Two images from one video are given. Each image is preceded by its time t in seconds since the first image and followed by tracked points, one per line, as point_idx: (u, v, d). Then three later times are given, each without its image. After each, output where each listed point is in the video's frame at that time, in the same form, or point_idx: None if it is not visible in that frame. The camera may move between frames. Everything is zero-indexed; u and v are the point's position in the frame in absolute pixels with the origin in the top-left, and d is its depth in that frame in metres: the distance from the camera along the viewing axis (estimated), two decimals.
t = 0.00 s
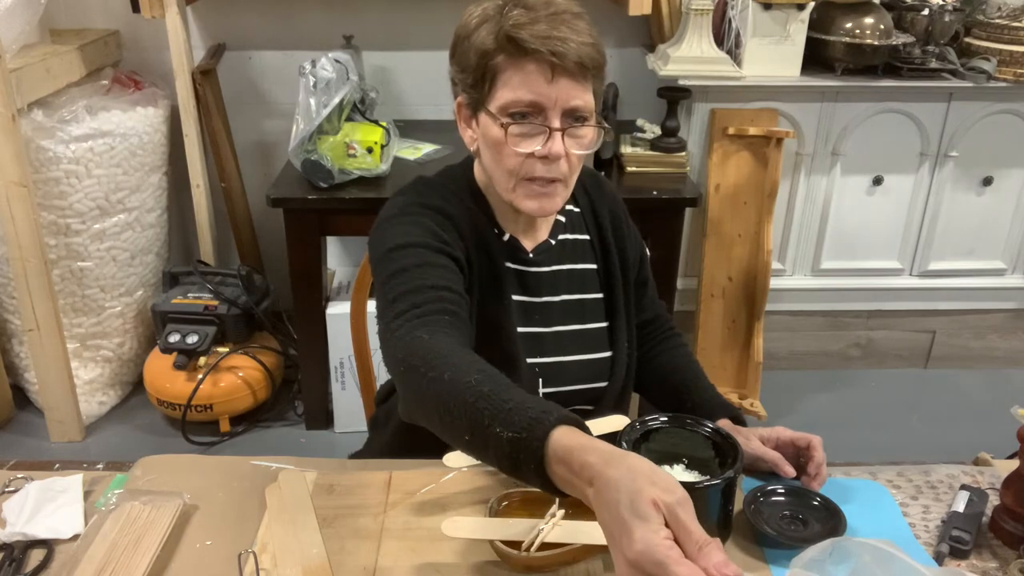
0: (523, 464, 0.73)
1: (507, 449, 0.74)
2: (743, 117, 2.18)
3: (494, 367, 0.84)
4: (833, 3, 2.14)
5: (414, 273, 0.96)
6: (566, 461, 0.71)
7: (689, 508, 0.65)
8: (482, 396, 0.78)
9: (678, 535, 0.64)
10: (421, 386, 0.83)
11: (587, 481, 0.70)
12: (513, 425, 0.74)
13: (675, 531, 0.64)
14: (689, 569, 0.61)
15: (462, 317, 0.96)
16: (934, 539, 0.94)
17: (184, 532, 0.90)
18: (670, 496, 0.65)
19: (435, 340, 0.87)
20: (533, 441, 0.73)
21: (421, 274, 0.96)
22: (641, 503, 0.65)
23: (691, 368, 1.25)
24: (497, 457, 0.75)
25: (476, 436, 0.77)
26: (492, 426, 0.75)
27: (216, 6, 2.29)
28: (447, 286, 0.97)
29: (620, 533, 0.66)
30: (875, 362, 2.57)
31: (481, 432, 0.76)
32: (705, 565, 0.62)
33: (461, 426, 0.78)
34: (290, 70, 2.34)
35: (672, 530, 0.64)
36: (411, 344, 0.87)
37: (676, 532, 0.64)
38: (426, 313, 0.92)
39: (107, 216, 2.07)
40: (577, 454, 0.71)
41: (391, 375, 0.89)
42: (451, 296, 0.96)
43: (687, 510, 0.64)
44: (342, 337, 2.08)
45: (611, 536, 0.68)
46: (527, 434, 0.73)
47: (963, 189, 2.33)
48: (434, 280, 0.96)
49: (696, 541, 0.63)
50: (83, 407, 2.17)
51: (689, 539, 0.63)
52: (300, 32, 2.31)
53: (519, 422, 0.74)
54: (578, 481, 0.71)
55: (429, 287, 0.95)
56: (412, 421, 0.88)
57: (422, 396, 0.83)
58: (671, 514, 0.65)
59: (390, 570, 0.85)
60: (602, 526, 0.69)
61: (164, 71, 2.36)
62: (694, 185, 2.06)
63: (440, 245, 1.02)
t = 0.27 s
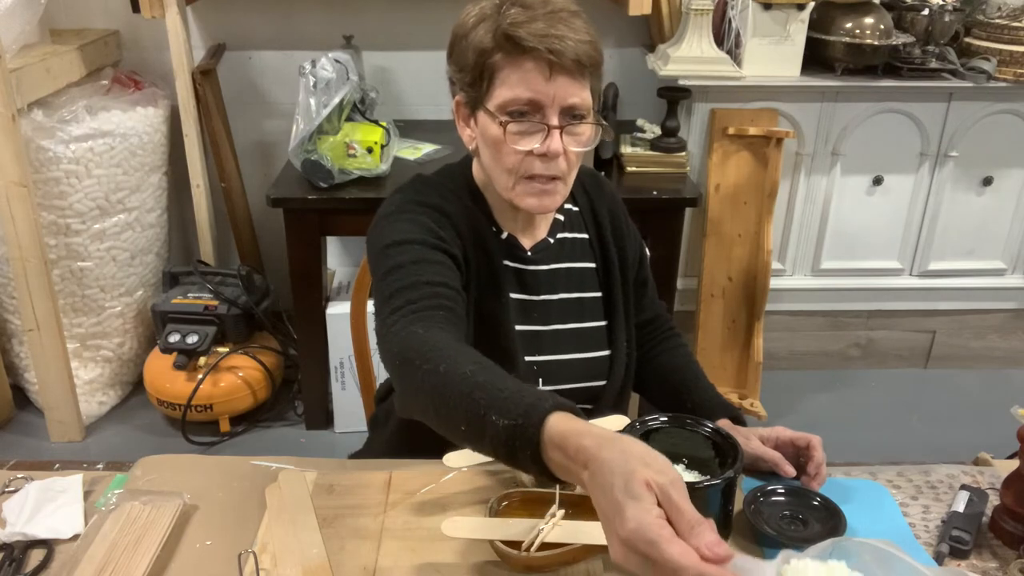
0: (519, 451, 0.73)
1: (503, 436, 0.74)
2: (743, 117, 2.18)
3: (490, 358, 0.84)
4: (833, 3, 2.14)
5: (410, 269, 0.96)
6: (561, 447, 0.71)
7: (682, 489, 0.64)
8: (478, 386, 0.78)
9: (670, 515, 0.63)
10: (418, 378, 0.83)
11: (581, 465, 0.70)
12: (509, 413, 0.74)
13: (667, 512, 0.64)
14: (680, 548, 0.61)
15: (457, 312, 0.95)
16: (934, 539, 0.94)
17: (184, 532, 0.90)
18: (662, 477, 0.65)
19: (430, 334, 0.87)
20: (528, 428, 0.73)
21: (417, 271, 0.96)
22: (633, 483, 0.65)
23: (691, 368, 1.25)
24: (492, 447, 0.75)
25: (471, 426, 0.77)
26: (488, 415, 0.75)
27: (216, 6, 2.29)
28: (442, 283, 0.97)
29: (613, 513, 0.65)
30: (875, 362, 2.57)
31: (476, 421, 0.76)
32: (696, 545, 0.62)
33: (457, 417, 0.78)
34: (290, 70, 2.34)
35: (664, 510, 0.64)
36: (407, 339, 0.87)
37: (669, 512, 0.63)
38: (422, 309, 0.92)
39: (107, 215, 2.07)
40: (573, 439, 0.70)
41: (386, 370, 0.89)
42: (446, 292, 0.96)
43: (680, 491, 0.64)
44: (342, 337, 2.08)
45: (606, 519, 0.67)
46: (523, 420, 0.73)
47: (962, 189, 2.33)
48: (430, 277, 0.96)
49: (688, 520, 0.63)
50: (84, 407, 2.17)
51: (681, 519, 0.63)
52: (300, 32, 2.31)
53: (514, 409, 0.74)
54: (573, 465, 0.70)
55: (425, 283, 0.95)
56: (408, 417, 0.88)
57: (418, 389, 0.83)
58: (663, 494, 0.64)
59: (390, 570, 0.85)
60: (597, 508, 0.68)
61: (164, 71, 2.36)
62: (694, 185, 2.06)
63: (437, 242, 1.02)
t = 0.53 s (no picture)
0: (508, 429, 0.73)
1: (492, 416, 0.74)
2: (743, 117, 2.18)
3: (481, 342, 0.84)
4: (833, 3, 2.14)
5: (406, 261, 0.96)
6: (550, 421, 0.71)
7: (665, 458, 0.64)
8: (468, 368, 0.78)
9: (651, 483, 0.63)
10: (411, 361, 0.83)
11: (567, 439, 0.69)
12: (498, 392, 0.74)
13: (649, 480, 0.64)
14: (658, 517, 0.61)
15: (452, 302, 0.95)
16: (934, 539, 0.94)
17: (184, 532, 0.90)
18: (644, 446, 0.65)
19: (423, 321, 0.87)
20: (516, 405, 0.73)
21: (413, 262, 0.97)
22: (615, 451, 0.65)
23: (690, 367, 1.25)
24: (483, 426, 0.75)
25: (462, 408, 0.77)
26: (478, 394, 0.76)
27: (216, 6, 2.29)
28: (438, 274, 0.97)
29: (594, 481, 0.66)
30: (875, 362, 2.57)
31: (466, 400, 0.76)
32: (677, 513, 0.62)
33: (448, 398, 0.78)
34: (290, 70, 2.34)
35: (646, 478, 0.64)
36: (399, 326, 0.87)
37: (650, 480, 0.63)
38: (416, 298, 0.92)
39: (107, 215, 2.07)
40: (560, 413, 0.70)
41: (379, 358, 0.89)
42: (441, 283, 0.96)
43: (662, 459, 0.64)
44: (342, 337, 2.08)
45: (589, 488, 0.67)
46: (512, 398, 0.73)
47: (962, 189, 2.33)
48: (426, 268, 0.97)
49: (669, 488, 0.63)
50: (83, 407, 2.17)
51: (662, 487, 0.63)
52: (300, 33, 2.31)
53: (503, 388, 0.74)
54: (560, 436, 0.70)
55: (420, 274, 0.95)
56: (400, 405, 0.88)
57: (411, 374, 0.82)
58: (645, 463, 0.64)
59: (390, 570, 0.85)
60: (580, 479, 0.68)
61: (164, 71, 2.36)
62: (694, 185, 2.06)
63: (434, 235, 1.03)
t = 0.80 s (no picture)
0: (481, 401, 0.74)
1: (466, 391, 0.75)
2: (743, 117, 2.18)
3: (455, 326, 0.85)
4: (833, 3, 2.14)
5: (397, 254, 0.97)
6: (522, 395, 0.72)
7: (630, 418, 0.67)
8: (442, 347, 0.79)
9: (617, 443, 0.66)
10: (387, 343, 0.83)
11: (536, 409, 0.71)
12: (471, 366, 0.76)
13: (614, 439, 0.66)
14: (624, 475, 0.64)
15: (438, 297, 0.96)
16: (934, 539, 0.94)
17: (184, 532, 0.90)
18: (611, 408, 0.67)
19: (402, 309, 0.87)
20: (489, 377, 0.74)
21: (404, 255, 0.97)
22: (582, 413, 0.67)
23: (691, 369, 1.25)
24: (456, 402, 0.76)
25: (435, 387, 0.78)
26: (452, 370, 0.77)
27: (217, 6, 2.29)
28: (428, 268, 0.98)
29: (560, 442, 0.68)
30: (875, 362, 2.57)
31: (438, 376, 0.77)
32: (641, 471, 0.66)
33: (422, 378, 0.79)
34: (290, 70, 2.34)
35: (611, 437, 0.66)
36: (378, 313, 0.87)
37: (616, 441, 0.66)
38: (400, 289, 0.92)
39: (107, 215, 2.07)
40: (530, 386, 0.72)
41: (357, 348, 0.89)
42: (429, 276, 0.97)
43: (628, 420, 0.66)
44: (342, 337, 2.08)
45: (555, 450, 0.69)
46: (485, 370, 0.75)
47: (962, 190, 2.33)
48: (417, 262, 0.97)
49: (635, 447, 0.66)
50: (84, 407, 2.17)
51: (629, 447, 0.66)
52: (300, 33, 2.31)
53: (474, 362, 0.76)
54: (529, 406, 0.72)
55: (410, 267, 0.96)
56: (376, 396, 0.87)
57: (387, 356, 0.82)
58: (612, 425, 0.67)
59: (390, 570, 0.85)
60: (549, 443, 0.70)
61: (164, 71, 2.36)
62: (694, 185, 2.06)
63: (427, 230, 1.03)
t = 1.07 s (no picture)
0: (463, 369, 0.77)
1: (445, 362, 0.78)
2: (743, 117, 2.18)
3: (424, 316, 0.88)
4: (833, 3, 2.14)
5: (380, 256, 0.97)
6: (503, 355, 0.76)
7: (617, 348, 0.68)
8: (418, 329, 0.82)
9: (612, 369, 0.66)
10: (360, 345, 0.84)
11: (522, 363, 0.74)
12: (448, 339, 0.79)
13: (605, 367, 0.67)
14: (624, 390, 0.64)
15: (417, 302, 0.95)
16: (934, 538, 0.94)
17: (183, 533, 0.90)
18: (596, 341, 0.68)
19: (377, 310, 0.88)
20: (468, 345, 0.77)
21: (386, 258, 0.97)
22: (571, 349, 0.68)
23: (690, 369, 1.24)
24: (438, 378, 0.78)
25: (414, 368, 0.80)
26: (430, 346, 0.79)
27: (217, 6, 2.29)
28: (410, 272, 0.97)
29: (555, 383, 0.68)
30: (875, 362, 2.57)
31: (418, 356, 0.80)
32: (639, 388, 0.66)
33: (401, 361, 0.81)
34: (290, 70, 2.34)
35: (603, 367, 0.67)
36: (353, 315, 0.88)
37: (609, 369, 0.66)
38: (377, 291, 0.92)
39: (107, 215, 2.07)
40: (509, 345, 0.75)
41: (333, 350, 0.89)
42: (409, 279, 0.96)
43: (615, 348, 0.67)
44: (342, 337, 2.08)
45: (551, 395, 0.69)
46: (463, 339, 0.78)
47: (962, 190, 2.33)
48: (399, 264, 0.97)
49: (628, 371, 0.66)
50: (84, 407, 2.17)
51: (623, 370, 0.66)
52: (300, 33, 2.31)
53: (450, 336, 0.79)
54: (513, 367, 0.75)
55: (390, 269, 0.95)
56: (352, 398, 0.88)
57: (359, 357, 0.84)
58: (601, 356, 0.67)
59: (390, 570, 0.85)
60: (543, 391, 0.70)
61: (164, 71, 2.36)
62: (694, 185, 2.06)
63: (414, 232, 1.03)
